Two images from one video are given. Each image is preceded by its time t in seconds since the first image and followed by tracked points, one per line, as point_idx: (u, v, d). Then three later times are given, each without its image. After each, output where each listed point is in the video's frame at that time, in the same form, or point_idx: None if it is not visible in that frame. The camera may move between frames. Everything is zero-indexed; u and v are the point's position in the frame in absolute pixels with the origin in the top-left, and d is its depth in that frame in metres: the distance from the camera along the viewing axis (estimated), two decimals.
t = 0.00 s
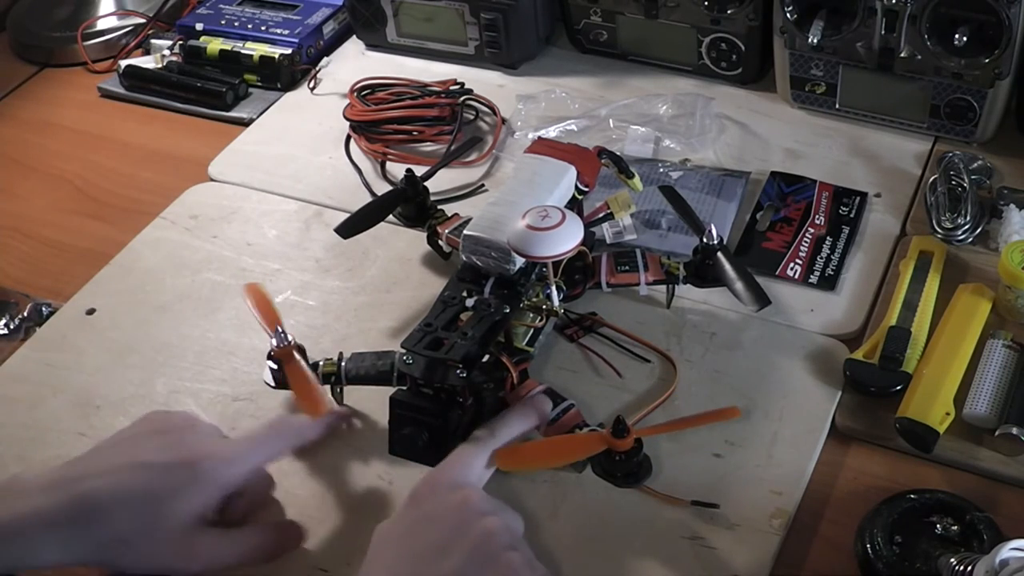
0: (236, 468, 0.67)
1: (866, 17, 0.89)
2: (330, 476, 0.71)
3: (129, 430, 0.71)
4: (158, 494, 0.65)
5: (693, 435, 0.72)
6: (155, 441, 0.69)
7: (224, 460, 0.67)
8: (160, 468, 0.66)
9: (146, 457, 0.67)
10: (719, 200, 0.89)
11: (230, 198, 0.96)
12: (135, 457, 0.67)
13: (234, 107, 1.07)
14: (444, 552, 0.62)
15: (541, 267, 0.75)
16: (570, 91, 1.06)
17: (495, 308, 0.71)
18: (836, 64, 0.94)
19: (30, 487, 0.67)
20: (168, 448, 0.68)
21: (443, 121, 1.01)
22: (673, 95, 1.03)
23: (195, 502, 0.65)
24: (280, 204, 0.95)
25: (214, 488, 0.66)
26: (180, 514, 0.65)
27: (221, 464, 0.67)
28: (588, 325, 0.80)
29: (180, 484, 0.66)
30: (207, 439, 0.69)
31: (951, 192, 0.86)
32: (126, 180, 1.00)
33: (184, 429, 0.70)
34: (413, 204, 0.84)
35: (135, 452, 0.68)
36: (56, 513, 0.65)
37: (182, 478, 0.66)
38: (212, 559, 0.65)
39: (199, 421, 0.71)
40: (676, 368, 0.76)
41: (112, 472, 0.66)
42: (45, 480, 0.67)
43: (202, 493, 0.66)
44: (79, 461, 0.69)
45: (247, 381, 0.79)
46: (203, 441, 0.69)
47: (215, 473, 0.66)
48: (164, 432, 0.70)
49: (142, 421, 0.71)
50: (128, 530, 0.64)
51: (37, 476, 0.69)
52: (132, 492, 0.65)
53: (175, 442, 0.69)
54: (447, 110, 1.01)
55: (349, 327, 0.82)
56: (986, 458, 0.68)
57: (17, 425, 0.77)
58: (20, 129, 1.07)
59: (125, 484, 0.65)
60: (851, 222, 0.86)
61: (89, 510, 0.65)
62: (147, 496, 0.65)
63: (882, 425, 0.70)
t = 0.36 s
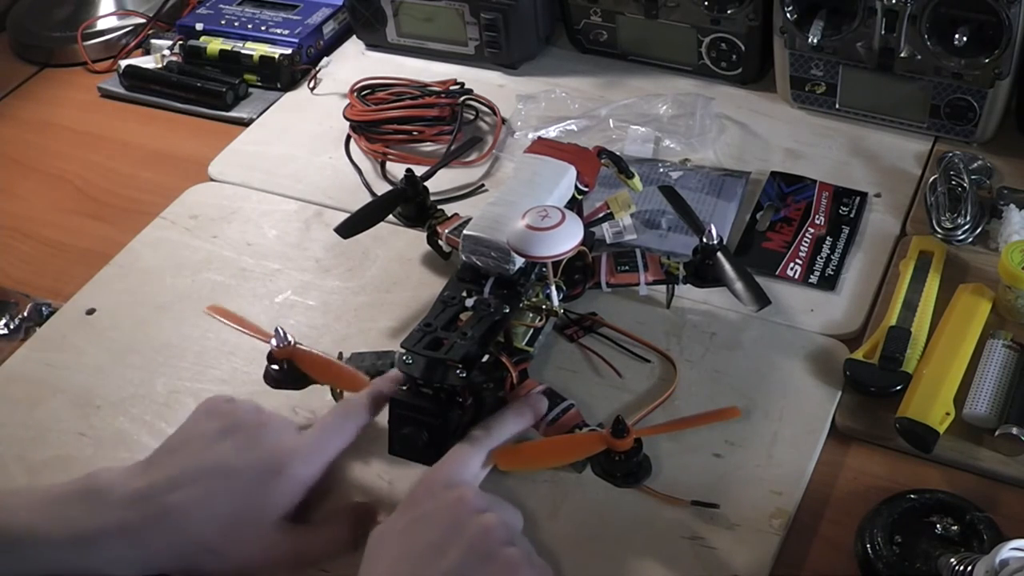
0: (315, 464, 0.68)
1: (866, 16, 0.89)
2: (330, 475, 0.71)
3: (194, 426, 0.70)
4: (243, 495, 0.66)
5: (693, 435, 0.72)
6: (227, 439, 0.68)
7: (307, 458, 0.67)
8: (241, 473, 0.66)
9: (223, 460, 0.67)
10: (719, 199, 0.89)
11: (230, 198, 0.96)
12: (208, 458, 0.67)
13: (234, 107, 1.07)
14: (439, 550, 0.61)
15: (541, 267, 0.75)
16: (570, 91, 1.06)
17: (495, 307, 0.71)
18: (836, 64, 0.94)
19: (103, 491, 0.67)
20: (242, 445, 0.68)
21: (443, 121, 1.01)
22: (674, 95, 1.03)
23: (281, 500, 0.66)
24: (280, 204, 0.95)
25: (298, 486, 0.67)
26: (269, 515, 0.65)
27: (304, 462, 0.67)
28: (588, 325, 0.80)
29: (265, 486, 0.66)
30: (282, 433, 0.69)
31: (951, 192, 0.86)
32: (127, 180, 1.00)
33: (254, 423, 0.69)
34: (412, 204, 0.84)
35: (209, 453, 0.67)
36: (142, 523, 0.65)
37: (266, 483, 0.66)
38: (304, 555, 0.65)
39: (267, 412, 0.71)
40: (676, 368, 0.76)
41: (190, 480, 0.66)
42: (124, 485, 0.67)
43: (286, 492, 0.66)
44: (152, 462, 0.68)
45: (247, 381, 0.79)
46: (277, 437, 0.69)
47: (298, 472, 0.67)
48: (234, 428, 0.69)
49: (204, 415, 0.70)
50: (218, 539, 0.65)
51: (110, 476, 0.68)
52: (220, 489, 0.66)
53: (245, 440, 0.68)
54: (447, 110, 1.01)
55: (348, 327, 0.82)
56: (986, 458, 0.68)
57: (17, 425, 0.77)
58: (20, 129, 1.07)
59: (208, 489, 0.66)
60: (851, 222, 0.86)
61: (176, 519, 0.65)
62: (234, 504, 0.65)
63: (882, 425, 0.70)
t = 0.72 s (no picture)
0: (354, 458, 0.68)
1: (866, 17, 0.89)
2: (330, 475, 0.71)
3: (230, 421, 0.69)
4: (290, 489, 0.65)
5: (693, 435, 0.72)
6: (268, 433, 0.68)
7: (347, 453, 0.67)
8: (288, 463, 0.66)
9: (267, 451, 0.66)
10: (719, 199, 0.89)
11: (230, 198, 0.96)
12: (250, 453, 0.66)
13: (234, 107, 1.07)
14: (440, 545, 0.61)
15: (540, 266, 0.74)
16: (570, 91, 1.06)
17: (493, 307, 0.71)
18: (836, 64, 0.94)
19: (136, 487, 0.66)
20: (283, 440, 0.67)
21: (443, 121, 1.01)
22: (674, 95, 1.03)
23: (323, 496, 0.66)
24: (281, 204, 0.95)
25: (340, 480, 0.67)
26: (312, 511, 0.65)
27: (345, 457, 0.67)
28: (588, 325, 0.80)
29: (310, 481, 0.66)
30: (322, 424, 0.69)
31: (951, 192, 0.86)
32: (127, 180, 1.00)
33: (294, 414, 0.69)
34: (412, 202, 0.84)
35: (252, 445, 0.67)
36: (189, 518, 0.63)
37: (314, 472, 0.66)
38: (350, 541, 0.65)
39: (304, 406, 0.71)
40: (677, 368, 0.76)
41: (236, 473, 0.65)
42: (161, 484, 0.66)
43: (330, 488, 0.66)
44: (191, 459, 0.67)
45: (247, 381, 0.79)
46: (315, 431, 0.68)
47: (341, 467, 0.67)
48: (274, 421, 0.69)
49: (239, 410, 0.70)
50: (269, 531, 0.64)
51: (144, 477, 0.66)
52: (266, 484, 0.65)
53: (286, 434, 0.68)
54: (447, 110, 1.01)
55: (348, 327, 0.82)
56: (986, 458, 0.68)
57: (17, 425, 0.77)
58: (20, 129, 1.07)
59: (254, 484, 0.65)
60: (851, 222, 0.86)
61: (225, 513, 0.64)
62: (283, 495, 0.65)
63: (881, 425, 0.70)
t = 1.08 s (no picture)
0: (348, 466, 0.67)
1: (866, 17, 0.89)
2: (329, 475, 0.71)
3: (223, 437, 0.69)
4: (281, 501, 0.65)
5: (693, 436, 0.72)
6: (261, 444, 0.67)
7: (340, 460, 0.67)
8: (281, 476, 0.65)
9: (260, 465, 0.66)
10: (719, 199, 0.89)
11: (230, 198, 0.96)
12: (241, 467, 0.66)
13: (234, 107, 1.07)
14: (432, 553, 0.60)
15: (540, 266, 0.75)
16: (570, 91, 1.06)
17: (493, 307, 0.71)
18: (836, 64, 0.94)
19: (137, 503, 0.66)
20: (274, 451, 0.67)
21: (443, 121, 1.01)
22: (674, 95, 1.03)
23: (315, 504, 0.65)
24: (281, 204, 0.95)
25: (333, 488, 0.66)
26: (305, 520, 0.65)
27: (337, 464, 0.66)
28: (588, 325, 0.80)
29: (302, 490, 0.65)
30: (315, 433, 0.69)
31: (951, 192, 0.86)
32: (127, 180, 1.00)
33: (285, 426, 0.68)
34: (413, 202, 0.84)
35: (244, 459, 0.67)
36: (188, 535, 0.63)
37: (307, 483, 0.65)
38: (348, 548, 0.65)
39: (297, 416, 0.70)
40: (676, 368, 0.76)
41: (226, 489, 0.65)
42: (159, 502, 0.65)
43: (322, 496, 0.66)
44: (185, 475, 0.67)
45: (247, 381, 0.79)
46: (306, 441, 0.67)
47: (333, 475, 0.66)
48: (266, 433, 0.68)
49: (231, 425, 0.69)
50: (267, 544, 0.64)
51: (143, 494, 0.66)
52: (256, 498, 0.65)
53: (277, 446, 0.67)
54: (447, 110, 1.01)
55: (348, 327, 0.82)
56: (986, 458, 0.67)
57: (17, 425, 0.77)
58: (20, 129, 1.07)
59: (245, 499, 0.64)
60: (851, 222, 0.86)
61: (222, 529, 0.63)
62: (275, 508, 0.64)
63: (881, 425, 0.70)
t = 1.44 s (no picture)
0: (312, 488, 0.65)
1: (866, 17, 0.89)
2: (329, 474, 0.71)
3: (190, 458, 0.68)
4: (241, 522, 0.63)
5: (692, 436, 0.72)
6: (223, 468, 0.66)
7: (303, 483, 0.65)
8: (236, 499, 0.64)
9: (216, 488, 0.65)
10: (719, 199, 0.89)
11: (230, 198, 0.96)
12: (204, 488, 0.65)
13: (234, 107, 1.07)
14: None
15: (541, 266, 0.75)
16: (570, 91, 1.06)
17: (493, 307, 0.71)
18: (836, 64, 0.94)
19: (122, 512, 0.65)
20: (238, 473, 0.66)
21: (443, 121, 1.01)
22: (674, 95, 1.03)
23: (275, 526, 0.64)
24: (280, 204, 0.95)
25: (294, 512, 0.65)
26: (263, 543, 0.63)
27: (299, 486, 0.65)
28: (588, 325, 0.80)
29: (262, 511, 0.64)
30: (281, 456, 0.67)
31: (951, 192, 0.86)
32: (126, 180, 1.00)
33: (247, 449, 0.67)
34: (413, 202, 0.84)
35: (203, 484, 0.66)
36: (146, 551, 0.62)
37: (261, 508, 0.64)
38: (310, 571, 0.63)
39: (261, 439, 0.69)
40: (677, 368, 0.76)
41: (186, 508, 0.64)
42: (118, 520, 0.64)
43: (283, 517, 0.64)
44: (149, 494, 0.66)
45: (247, 381, 0.79)
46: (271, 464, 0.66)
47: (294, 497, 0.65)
48: (229, 457, 0.67)
49: (200, 447, 0.69)
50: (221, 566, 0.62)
51: (107, 512, 0.65)
52: (216, 517, 0.63)
53: (242, 467, 0.66)
54: (447, 110, 1.01)
55: (348, 327, 0.82)
56: (986, 458, 0.68)
57: (17, 425, 0.77)
58: (20, 129, 1.07)
59: (204, 518, 0.63)
60: (851, 222, 0.86)
61: (178, 546, 0.62)
62: (234, 528, 0.63)
63: (881, 425, 0.70)
